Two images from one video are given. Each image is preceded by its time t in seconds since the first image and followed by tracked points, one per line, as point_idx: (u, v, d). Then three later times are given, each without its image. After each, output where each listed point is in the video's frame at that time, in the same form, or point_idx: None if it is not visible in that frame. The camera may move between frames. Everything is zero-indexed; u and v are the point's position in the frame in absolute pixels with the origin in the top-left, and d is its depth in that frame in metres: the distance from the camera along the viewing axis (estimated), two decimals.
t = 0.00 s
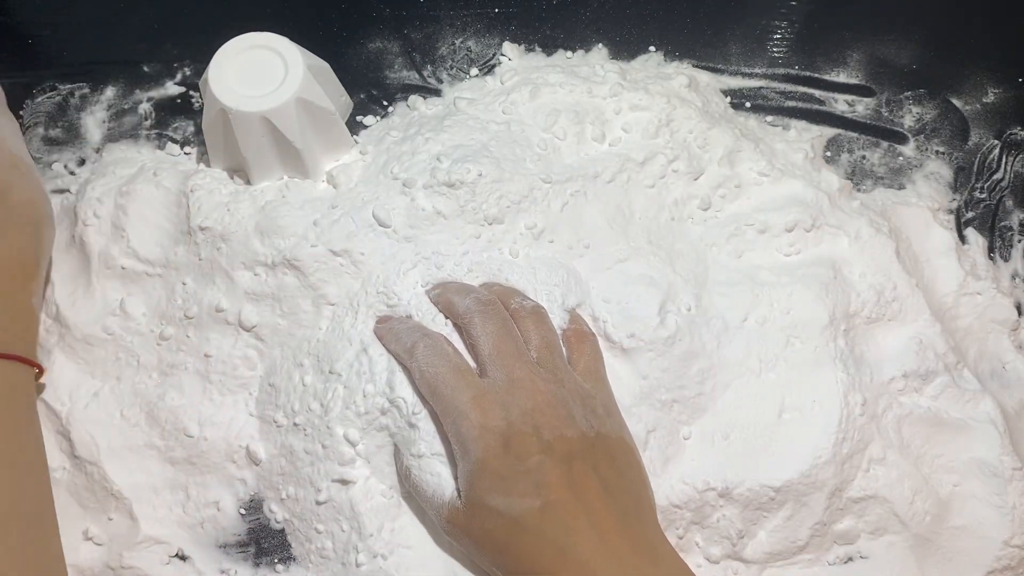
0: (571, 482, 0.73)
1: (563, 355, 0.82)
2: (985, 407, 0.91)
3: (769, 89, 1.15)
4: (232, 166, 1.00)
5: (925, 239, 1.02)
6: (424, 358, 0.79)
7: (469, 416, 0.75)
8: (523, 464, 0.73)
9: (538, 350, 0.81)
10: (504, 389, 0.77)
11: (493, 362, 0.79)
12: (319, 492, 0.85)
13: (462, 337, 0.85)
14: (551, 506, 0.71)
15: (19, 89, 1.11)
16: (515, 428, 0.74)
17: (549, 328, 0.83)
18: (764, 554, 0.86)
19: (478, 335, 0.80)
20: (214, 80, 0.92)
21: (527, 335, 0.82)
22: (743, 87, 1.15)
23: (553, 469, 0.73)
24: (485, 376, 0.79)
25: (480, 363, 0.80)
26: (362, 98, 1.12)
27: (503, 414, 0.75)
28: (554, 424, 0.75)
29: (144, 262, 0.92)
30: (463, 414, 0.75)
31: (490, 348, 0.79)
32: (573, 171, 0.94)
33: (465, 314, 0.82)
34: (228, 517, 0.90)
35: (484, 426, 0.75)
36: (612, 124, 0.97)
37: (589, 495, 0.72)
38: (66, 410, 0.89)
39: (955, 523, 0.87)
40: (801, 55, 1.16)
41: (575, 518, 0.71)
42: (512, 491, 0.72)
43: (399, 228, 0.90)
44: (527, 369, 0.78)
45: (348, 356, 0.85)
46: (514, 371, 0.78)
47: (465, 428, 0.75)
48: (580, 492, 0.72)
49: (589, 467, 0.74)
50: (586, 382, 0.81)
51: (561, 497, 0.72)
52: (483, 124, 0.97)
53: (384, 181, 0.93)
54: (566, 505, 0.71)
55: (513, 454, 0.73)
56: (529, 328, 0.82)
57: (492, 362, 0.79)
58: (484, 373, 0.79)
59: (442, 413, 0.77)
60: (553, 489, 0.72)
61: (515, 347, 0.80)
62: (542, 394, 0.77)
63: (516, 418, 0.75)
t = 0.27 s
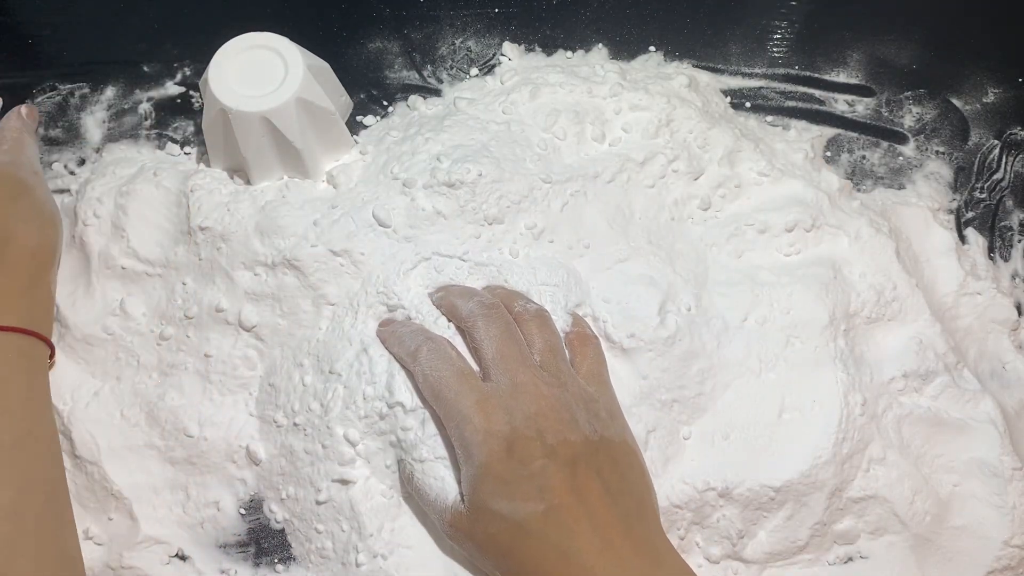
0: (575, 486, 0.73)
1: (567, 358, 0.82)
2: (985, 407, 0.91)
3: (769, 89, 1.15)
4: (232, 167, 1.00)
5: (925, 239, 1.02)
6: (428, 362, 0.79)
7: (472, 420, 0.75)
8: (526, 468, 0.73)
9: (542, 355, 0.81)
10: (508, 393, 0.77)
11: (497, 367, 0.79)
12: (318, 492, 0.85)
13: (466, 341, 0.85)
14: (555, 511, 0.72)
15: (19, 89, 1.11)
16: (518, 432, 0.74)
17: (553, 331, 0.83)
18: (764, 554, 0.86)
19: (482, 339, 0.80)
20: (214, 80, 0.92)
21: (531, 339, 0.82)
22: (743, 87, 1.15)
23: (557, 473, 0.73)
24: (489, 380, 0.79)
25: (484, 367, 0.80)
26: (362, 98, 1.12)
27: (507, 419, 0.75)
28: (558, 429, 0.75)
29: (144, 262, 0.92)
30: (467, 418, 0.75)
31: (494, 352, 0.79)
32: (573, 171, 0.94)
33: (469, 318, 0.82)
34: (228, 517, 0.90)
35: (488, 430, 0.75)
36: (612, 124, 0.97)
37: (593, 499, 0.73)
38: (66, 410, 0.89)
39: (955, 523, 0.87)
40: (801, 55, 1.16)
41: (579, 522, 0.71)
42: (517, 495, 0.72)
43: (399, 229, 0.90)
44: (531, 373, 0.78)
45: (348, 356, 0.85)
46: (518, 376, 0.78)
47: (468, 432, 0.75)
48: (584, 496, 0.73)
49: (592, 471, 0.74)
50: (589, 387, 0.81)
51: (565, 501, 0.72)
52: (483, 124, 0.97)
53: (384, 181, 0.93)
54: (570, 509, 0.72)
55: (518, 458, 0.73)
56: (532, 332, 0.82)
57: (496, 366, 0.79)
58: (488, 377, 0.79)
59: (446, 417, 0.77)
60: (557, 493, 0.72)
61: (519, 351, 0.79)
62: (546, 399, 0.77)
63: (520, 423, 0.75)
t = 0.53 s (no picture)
0: (575, 486, 0.73)
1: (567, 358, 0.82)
2: (985, 407, 0.91)
3: (769, 88, 1.15)
4: (233, 167, 1.00)
5: (925, 239, 1.02)
6: (429, 362, 0.79)
7: (473, 420, 0.75)
8: (527, 468, 0.72)
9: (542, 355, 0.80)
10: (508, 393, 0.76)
11: (497, 367, 0.78)
12: (319, 492, 0.85)
13: (466, 341, 0.84)
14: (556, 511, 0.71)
15: (19, 89, 1.10)
16: (519, 433, 0.74)
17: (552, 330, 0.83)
18: (764, 554, 0.86)
19: (481, 339, 0.80)
20: (214, 81, 0.92)
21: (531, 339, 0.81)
22: (743, 87, 1.15)
23: (557, 473, 0.73)
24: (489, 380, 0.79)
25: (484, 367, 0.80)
26: (362, 98, 1.12)
27: (507, 419, 0.74)
28: (558, 429, 0.75)
29: (145, 262, 0.92)
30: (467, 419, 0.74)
31: (494, 352, 0.79)
32: (573, 170, 0.94)
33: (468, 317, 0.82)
34: (228, 517, 0.90)
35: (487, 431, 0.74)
36: (612, 124, 0.97)
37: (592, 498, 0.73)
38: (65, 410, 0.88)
39: (955, 522, 0.87)
40: (801, 55, 1.16)
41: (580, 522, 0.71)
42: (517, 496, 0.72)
43: (399, 230, 0.90)
44: (530, 373, 0.78)
45: (348, 356, 0.85)
46: (518, 376, 0.77)
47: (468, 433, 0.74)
48: (584, 496, 0.73)
49: (592, 471, 0.74)
50: (590, 387, 0.81)
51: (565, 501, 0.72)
52: (483, 124, 0.97)
53: (384, 182, 0.93)
54: (570, 509, 0.72)
55: (518, 459, 0.73)
56: (532, 332, 0.82)
57: (496, 366, 0.78)
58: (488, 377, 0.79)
59: (446, 418, 0.77)
60: (557, 494, 0.72)
61: (518, 351, 0.79)
62: (546, 399, 0.76)
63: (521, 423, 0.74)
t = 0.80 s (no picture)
0: (586, 476, 0.71)
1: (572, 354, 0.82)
2: (985, 407, 0.91)
3: (769, 89, 1.15)
4: (233, 167, 1.00)
5: (925, 239, 1.02)
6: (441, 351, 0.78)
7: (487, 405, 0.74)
8: (538, 456, 0.71)
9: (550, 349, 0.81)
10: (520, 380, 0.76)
11: (508, 358, 0.78)
12: (319, 491, 0.85)
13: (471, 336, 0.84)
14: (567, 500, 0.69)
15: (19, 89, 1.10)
16: (530, 420, 0.73)
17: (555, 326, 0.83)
18: (764, 554, 0.86)
19: (491, 331, 0.80)
20: (214, 81, 0.92)
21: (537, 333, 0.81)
22: (742, 87, 1.15)
23: (568, 462, 0.71)
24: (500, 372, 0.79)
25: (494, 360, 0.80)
26: (362, 98, 1.12)
27: (521, 405, 0.74)
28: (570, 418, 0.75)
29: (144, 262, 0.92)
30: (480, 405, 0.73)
31: (503, 343, 0.79)
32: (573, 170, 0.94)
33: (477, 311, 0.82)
34: (228, 517, 0.90)
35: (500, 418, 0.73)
36: (612, 124, 0.97)
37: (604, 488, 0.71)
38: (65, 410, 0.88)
39: (955, 522, 0.87)
40: (801, 55, 1.16)
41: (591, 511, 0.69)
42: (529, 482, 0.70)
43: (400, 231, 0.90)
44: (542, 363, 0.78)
45: (349, 355, 0.85)
46: (530, 365, 0.77)
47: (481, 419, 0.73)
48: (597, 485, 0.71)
49: (601, 463, 0.73)
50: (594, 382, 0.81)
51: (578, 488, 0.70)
52: (483, 124, 0.97)
53: (384, 182, 0.93)
54: (582, 498, 0.70)
55: (531, 445, 0.72)
56: (538, 327, 0.82)
57: (506, 357, 0.78)
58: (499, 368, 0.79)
59: (456, 407, 0.75)
60: (570, 481, 0.70)
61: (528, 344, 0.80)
62: (558, 389, 0.77)
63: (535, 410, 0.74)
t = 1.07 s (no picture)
0: (602, 487, 0.73)
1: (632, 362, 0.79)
2: (984, 407, 0.91)
3: (769, 89, 1.15)
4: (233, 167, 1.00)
5: (925, 239, 1.02)
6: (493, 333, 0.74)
7: (562, 416, 0.70)
8: (567, 471, 0.71)
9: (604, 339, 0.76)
10: (594, 394, 0.71)
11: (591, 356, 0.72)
12: (319, 492, 0.85)
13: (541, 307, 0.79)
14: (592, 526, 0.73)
15: (19, 90, 1.10)
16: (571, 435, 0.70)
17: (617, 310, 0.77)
18: (764, 554, 0.86)
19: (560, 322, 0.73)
20: (215, 81, 0.92)
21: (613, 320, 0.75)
22: (742, 87, 1.15)
23: (592, 475, 0.72)
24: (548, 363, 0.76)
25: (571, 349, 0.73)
26: (362, 98, 1.12)
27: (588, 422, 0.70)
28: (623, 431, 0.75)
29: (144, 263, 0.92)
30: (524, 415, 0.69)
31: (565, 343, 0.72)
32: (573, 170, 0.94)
33: (547, 296, 0.75)
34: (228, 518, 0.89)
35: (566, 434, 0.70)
36: (612, 124, 0.97)
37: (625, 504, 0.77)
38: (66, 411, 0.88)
39: (954, 522, 0.87)
40: (800, 56, 1.16)
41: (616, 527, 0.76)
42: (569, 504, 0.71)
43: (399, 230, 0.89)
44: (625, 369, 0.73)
45: (349, 356, 0.85)
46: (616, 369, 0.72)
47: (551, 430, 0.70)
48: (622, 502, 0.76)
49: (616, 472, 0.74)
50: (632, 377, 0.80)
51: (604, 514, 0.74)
52: (483, 124, 0.97)
53: (384, 181, 0.93)
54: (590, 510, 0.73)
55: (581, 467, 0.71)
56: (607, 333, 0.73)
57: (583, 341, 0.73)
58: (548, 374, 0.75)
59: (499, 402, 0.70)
60: (588, 494, 0.72)
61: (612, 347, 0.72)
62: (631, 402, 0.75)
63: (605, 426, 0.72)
